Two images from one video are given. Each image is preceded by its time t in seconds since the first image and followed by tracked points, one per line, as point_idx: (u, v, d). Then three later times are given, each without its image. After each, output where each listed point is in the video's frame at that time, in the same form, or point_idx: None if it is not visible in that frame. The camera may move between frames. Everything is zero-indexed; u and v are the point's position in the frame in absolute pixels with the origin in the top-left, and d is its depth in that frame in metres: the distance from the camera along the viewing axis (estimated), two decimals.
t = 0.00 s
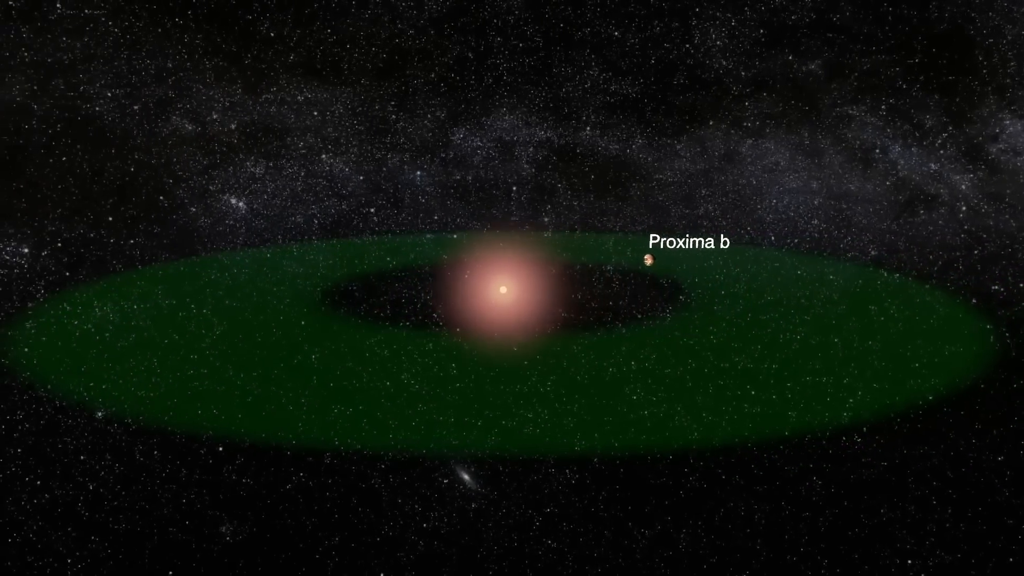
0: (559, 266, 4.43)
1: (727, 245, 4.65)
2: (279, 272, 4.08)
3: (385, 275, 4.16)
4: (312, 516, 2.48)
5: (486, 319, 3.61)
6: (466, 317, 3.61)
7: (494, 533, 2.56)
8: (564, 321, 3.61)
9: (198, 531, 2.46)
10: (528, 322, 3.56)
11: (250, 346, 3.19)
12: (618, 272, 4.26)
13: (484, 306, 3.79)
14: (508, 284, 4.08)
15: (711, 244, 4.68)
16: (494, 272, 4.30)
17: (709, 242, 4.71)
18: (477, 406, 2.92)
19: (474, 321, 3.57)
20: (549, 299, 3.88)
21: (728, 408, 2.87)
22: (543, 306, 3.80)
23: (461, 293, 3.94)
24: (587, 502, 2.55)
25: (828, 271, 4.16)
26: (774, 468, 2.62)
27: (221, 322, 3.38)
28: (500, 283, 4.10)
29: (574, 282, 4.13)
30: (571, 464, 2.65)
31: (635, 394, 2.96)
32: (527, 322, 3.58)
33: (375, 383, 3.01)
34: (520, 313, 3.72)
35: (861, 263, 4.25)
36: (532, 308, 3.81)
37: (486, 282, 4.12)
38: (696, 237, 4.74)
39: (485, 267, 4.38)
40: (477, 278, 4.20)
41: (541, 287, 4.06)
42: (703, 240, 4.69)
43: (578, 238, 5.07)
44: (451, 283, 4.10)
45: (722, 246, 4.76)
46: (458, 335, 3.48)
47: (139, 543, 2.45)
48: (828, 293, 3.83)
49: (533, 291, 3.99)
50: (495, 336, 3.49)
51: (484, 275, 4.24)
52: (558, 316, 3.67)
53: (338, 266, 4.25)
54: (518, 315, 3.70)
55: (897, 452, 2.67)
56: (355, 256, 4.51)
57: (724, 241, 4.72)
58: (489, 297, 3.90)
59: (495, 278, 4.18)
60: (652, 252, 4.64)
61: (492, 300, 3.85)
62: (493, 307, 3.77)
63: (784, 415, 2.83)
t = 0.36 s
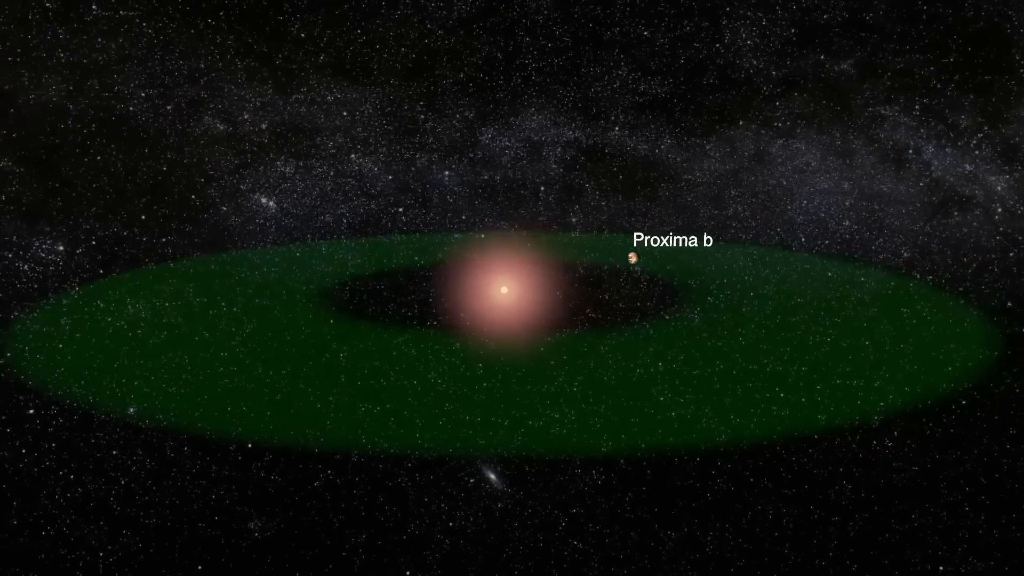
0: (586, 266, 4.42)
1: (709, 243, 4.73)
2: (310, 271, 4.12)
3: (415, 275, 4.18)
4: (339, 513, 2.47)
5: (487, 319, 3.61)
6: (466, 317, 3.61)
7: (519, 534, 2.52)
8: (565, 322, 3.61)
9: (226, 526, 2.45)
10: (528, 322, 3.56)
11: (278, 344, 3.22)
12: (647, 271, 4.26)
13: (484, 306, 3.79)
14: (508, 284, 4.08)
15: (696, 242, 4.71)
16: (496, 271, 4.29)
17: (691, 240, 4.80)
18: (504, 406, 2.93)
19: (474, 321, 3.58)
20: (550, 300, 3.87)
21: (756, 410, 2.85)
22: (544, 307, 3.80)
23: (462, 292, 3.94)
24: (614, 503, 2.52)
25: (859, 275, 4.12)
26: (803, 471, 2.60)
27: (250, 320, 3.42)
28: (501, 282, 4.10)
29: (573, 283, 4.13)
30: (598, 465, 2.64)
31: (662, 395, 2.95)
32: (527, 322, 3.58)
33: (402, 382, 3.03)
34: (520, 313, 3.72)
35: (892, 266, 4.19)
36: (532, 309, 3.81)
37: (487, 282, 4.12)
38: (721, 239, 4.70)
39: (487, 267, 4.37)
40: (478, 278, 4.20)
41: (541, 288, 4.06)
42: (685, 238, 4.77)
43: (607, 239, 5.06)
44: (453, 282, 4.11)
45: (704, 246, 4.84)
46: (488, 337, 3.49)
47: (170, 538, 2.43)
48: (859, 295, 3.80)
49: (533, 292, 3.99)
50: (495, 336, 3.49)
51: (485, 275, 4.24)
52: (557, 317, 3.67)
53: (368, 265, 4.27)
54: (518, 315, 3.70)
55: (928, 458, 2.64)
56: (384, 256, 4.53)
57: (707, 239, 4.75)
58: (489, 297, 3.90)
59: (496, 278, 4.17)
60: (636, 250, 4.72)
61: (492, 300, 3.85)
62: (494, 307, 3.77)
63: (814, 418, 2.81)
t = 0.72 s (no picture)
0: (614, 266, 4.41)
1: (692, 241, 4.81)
2: (339, 271, 4.14)
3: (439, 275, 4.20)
4: (365, 511, 2.47)
5: (487, 320, 3.62)
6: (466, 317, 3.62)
7: (545, 534, 2.49)
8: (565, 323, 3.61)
9: (255, 522, 2.43)
10: (528, 322, 3.56)
11: (307, 343, 3.25)
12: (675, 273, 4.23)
13: (484, 306, 3.80)
14: (508, 284, 4.08)
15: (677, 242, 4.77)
16: (496, 272, 4.29)
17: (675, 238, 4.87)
18: (530, 406, 2.93)
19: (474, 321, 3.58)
20: (550, 300, 3.88)
21: (785, 413, 2.83)
22: (543, 308, 3.80)
23: (462, 292, 3.94)
24: (640, 505, 2.51)
25: (892, 276, 4.07)
26: (832, 475, 2.58)
27: (280, 318, 3.45)
28: (500, 283, 4.11)
29: (572, 283, 4.13)
30: (624, 466, 2.63)
31: (690, 397, 2.94)
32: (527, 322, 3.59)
33: (429, 381, 3.04)
34: (520, 313, 3.72)
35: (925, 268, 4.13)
36: (532, 309, 3.81)
37: (487, 282, 4.12)
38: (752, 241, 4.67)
39: (487, 267, 4.38)
40: (479, 278, 4.20)
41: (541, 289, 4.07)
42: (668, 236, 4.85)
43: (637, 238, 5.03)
44: (454, 282, 4.12)
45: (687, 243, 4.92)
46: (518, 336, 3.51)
47: (198, 532, 2.42)
48: (891, 297, 3.77)
49: (532, 292, 3.99)
50: (494, 336, 3.49)
51: (486, 275, 4.25)
52: (558, 317, 3.66)
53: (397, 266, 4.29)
54: (518, 315, 3.71)
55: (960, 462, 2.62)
56: (414, 256, 4.55)
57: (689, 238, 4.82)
58: (488, 297, 3.91)
59: (497, 278, 4.18)
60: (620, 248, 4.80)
61: (492, 300, 3.85)
62: (495, 307, 3.78)
63: (843, 421, 2.78)
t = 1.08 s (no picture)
0: (641, 266, 4.40)
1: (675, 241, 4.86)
2: (365, 271, 4.15)
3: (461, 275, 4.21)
4: (392, 509, 2.48)
5: (488, 319, 3.61)
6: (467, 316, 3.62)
7: (571, 534, 2.48)
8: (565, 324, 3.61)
9: (282, 519, 2.45)
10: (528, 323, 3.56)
11: (336, 342, 3.28)
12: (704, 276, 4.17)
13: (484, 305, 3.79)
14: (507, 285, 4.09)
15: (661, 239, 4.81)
16: (498, 272, 4.30)
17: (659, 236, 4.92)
18: (557, 406, 2.93)
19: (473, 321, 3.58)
20: (550, 301, 3.88)
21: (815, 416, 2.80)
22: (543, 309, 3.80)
23: (462, 292, 3.94)
24: (667, 507, 2.50)
25: (925, 278, 4.01)
26: (862, 479, 2.55)
27: (308, 317, 3.48)
28: (500, 283, 4.11)
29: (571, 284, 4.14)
30: (651, 468, 2.62)
31: (718, 399, 2.91)
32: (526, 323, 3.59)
33: (457, 380, 3.04)
34: (519, 314, 3.72)
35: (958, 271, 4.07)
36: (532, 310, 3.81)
37: (486, 281, 4.12)
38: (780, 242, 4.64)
39: (487, 267, 4.37)
40: (479, 277, 4.20)
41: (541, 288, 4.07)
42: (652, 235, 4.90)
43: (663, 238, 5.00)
44: (455, 281, 4.12)
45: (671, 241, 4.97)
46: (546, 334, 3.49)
47: (227, 528, 2.46)
48: (923, 300, 3.72)
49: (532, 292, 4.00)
50: (494, 336, 3.49)
51: (487, 274, 4.25)
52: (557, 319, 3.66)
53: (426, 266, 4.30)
54: (518, 314, 3.71)
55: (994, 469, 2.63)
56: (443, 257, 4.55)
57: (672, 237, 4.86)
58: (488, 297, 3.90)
59: (497, 278, 4.18)
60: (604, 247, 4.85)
61: (493, 300, 3.85)
62: (495, 307, 3.78)
63: (874, 425, 2.74)
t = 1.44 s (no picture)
0: (670, 266, 4.37)
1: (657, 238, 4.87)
2: (392, 270, 4.16)
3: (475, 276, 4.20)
4: (419, 508, 2.49)
5: (489, 319, 3.60)
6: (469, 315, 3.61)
7: (598, 535, 2.48)
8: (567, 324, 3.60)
9: (310, 516, 2.46)
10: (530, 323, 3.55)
11: (365, 341, 3.30)
12: (731, 279, 4.13)
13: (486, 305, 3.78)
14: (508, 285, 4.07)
15: (640, 240, 4.87)
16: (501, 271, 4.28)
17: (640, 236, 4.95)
18: (584, 407, 2.92)
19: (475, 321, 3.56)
20: (550, 300, 3.87)
21: (846, 420, 2.77)
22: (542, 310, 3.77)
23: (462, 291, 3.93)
24: (694, 509, 2.49)
25: (958, 280, 3.96)
26: (892, 483, 2.53)
27: (338, 315, 3.50)
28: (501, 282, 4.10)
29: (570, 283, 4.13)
30: (679, 469, 2.60)
31: (747, 401, 2.89)
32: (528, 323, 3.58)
33: (483, 380, 3.03)
34: (520, 314, 3.70)
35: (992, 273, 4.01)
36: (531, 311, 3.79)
37: (486, 281, 4.11)
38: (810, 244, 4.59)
39: (491, 266, 4.36)
40: (479, 277, 4.18)
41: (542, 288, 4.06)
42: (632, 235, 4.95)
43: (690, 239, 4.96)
44: (456, 280, 4.11)
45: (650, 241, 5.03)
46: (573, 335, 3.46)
47: (256, 524, 2.45)
48: (957, 303, 3.68)
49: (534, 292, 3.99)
50: (494, 335, 3.48)
51: (489, 274, 4.24)
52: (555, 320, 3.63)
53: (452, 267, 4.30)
54: (520, 314, 3.70)
55: None
56: (468, 257, 4.54)
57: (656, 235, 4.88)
58: (489, 297, 3.89)
59: (500, 278, 4.16)
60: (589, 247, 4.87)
61: (494, 300, 3.83)
62: (496, 307, 3.76)
63: (907, 430, 2.71)
